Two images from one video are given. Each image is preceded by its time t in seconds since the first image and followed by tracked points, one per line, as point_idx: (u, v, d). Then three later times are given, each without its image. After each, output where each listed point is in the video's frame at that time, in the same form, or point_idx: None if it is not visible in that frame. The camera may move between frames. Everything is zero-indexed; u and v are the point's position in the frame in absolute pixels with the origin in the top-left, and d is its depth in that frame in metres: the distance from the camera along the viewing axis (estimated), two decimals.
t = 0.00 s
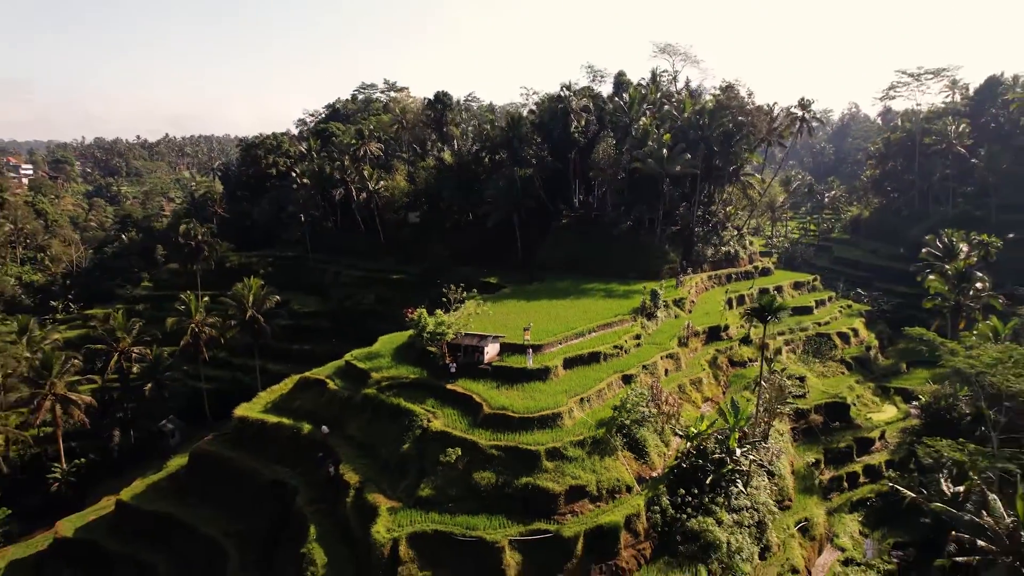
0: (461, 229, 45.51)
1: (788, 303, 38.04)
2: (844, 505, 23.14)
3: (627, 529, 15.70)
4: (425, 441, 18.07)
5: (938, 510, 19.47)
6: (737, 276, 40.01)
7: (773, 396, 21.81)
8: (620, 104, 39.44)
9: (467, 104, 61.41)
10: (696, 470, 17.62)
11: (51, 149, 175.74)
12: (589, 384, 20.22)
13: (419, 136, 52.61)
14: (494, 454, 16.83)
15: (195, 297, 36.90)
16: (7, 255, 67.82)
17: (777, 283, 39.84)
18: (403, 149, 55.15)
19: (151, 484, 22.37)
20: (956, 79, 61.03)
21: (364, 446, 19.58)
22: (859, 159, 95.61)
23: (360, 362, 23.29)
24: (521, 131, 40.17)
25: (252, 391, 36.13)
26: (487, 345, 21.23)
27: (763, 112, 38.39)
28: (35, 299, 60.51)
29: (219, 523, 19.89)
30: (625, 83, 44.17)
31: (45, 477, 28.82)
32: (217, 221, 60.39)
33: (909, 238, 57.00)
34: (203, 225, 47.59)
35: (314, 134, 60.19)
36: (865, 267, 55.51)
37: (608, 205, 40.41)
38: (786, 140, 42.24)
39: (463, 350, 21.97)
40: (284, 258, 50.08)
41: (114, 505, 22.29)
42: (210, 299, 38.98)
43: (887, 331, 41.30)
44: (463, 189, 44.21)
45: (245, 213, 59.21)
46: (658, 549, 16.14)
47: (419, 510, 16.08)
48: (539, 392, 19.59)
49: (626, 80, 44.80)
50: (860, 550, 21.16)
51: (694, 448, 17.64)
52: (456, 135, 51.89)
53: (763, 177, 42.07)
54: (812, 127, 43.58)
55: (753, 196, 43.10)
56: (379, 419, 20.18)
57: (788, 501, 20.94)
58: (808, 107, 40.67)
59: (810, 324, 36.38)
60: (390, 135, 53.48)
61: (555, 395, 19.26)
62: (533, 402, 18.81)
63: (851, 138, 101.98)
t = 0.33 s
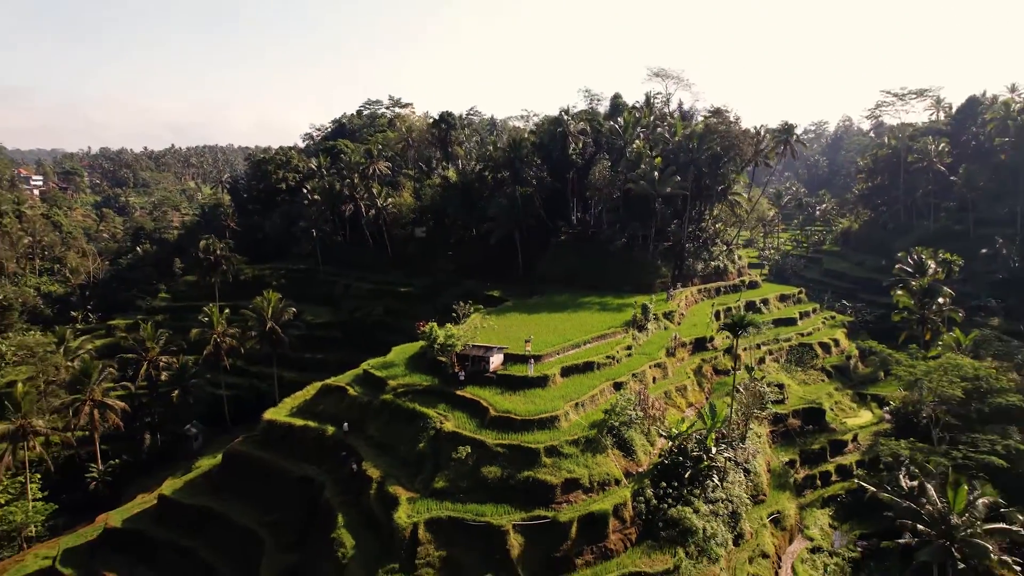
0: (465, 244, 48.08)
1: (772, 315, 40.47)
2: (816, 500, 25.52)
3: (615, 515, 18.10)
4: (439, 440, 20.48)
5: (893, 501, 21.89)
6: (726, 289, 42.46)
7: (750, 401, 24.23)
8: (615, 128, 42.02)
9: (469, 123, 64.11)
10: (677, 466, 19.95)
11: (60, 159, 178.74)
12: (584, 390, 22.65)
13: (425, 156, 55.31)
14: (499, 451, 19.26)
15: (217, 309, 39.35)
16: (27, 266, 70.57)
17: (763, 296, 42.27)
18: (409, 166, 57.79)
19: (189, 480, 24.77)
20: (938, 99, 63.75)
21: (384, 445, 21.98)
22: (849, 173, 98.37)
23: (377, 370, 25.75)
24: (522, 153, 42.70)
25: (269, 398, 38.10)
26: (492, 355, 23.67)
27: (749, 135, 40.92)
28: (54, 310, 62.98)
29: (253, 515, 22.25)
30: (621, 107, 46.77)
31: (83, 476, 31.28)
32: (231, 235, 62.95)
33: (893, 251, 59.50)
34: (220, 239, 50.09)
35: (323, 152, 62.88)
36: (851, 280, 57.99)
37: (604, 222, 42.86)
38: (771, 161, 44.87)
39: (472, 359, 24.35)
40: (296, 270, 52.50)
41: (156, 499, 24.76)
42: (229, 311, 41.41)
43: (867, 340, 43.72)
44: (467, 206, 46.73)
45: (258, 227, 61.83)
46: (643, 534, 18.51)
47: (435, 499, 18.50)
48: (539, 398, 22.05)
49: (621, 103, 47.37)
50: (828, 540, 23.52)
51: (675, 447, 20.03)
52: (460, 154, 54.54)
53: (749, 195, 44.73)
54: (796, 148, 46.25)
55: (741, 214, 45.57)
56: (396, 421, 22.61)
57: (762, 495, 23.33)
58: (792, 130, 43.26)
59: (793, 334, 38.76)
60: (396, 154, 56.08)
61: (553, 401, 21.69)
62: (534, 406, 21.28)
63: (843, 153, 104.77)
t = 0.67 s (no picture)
0: (469, 258, 50.59)
1: (759, 326, 42.88)
2: (792, 497, 27.91)
3: (606, 507, 20.55)
4: (449, 441, 22.88)
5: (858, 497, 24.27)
6: (716, 301, 44.92)
7: (731, 406, 26.64)
8: (611, 149, 44.40)
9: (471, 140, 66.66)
10: (663, 464, 22.22)
11: (66, 169, 181.64)
12: (579, 397, 25.08)
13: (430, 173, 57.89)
14: (504, 450, 21.67)
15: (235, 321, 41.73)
16: (46, 277, 73.20)
17: (751, 308, 44.70)
18: (414, 182, 60.29)
19: (220, 479, 27.16)
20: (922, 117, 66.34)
21: (399, 446, 24.37)
22: (841, 185, 100.85)
23: (391, 378, 28.15)
24: (523, 173, 45.23)
25: (284, 405, 40.36)
26: (497, 365, 26.08)
27: (737, 156, 43.37)
28: (72, 320, 65.48)
29: (280, 509, 24.64)
30: (617, 128, 49.36)
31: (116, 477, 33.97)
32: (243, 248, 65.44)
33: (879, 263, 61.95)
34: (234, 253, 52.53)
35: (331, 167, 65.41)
36: (838, 291, 60.45)
37: (600, 238, 45.36)
38: (759, 180, 47.37)
39: (478, 368, 26.76)
40: (307, 282, 54.90)
41: (190, 496, 27.13)
42: (246, 322, 43.77)
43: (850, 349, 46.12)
44: (470, 222, 49.19)
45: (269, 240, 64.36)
46: (631, 523, 20.91)
47: (447, 492, 20.91)
48: (538, 403, 24.48)
49: (617, 124, 49.80)
50: (802, 532, 25.87)
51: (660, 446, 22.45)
52: (464, 171, 57.09)
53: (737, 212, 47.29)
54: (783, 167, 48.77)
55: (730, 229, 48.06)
56: (409, 425, 25.01)
57: (741, 491, 25.72)
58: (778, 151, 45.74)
59: (779, 343, 41.13)
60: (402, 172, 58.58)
61: (551, 406, 24.12)
62: (534, 410, 23.71)
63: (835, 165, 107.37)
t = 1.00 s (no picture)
0: (473, 272, 53.05)
1: (748, 337, 45.26)
2: (773, 496, 30.24)
3: (599, 502, 22.94)
4: (457, 443, 25.25)
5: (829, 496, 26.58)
6: (707, 313, 47.35)
7: (716, 412, 29.01)
8: (607, 169, 47.09)
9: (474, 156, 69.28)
10: (650, 463, 24.63)
11: (73, 180, 184.34)
12: (576, 403, 27.48)
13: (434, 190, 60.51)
14: (507, 451, 24.05)
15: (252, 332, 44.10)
16: (63, 288, 75.82)
17: (741, 320, 47.10)
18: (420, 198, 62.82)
19: (245, 479, 29.48)
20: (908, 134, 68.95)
21: (411, 448, 26.71)
22: (832, 198, 103.43)
23: (402, 386, 30.52)
24: (525, 191, 47.74)
25: (300, 411, 42.32)
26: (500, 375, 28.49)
27: (726, 177, 45.89)
28: (89, 330, 67.92)
29: (302, 507, 26.98)
30: (613, 148, 51.96)
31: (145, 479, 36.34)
32: (255, 260, 67.88)
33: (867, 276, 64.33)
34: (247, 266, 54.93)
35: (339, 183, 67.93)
36: (827, 303, 62.82)
37: (598, 253, 47.79)
38: (748, 198, 49.89)
39: (483, 377, 29.09)
40: (316, 294, 57.27)
41: (218, 495, 29.45)
42: (262, 332, 46.16)
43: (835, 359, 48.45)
44: (475, 237, 51.66)
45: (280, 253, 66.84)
46: (621, 517, 23.29)
47: (456, 489, 23.27)
48: (538, 409, 26.86)
49: (613, 143, 52.33)
50: (781, 528, 28.11)
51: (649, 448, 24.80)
52: (467, 188, 59.66)
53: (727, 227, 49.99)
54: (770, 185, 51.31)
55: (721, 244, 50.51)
56: (420, 428, 27.37)
57: (724, 489, 28.03)
58: (765, 170, 48.28)
59: (766, 353, 43.50)
60: (408, 188, 61.07)
61: (550, 411, 26.51)
62: (534, 416, 26.11)
63: (828, 179, 109.96)
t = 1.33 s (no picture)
0: (477, 285, 55.56)
1: (738, 347, 47.67)
2: (756, 497, 32.54)
3: (594, 499, 25.32)
4: (465, 446, 27.66)
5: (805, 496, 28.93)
6: (700, 324, 49.80)
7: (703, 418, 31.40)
8: (605, 188, 49.77)
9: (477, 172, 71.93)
10: (642, 465, 27.03)
11: (80, 190, 186.94)
12: (573, 410, 29.89)
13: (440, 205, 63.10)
14: (510, 453, 26.48)
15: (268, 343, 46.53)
16: (80, 298, 78.26)
17: (732, 331, 49.52)
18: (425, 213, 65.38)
19: (268, 480, 31.83)
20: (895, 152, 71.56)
21: (422, 451, 29.12)
22: (826, 210, 105.99)
23: (412, 394, 32.94)
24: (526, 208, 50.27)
25: (313, 418, 44.68)
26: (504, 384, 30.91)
27: (717, 196, 48.46)
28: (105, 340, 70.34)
29: (322, 505, 29.32)
30: (610, 167, 54.57)
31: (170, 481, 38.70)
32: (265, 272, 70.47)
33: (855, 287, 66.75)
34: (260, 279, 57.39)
35: (347, 198, 70.53)
36: (818, 314, 65.20)
37: (595, 268, 50.31)
38: (738, 215, 52.40)
39: (488, 386, 31.50)
40: (326, 305, 59.71)
41: (243, 496, 31.81)
42: (276, 343, 48.57)
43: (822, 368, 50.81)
44: (479, 252, 54.20)
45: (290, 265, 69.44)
46: (614, 513, 25.64)
47: (465, 488, 25.67)
48: (539, 415, 29.28)
49: (611, 163, 54.90)
50: (763, 526, 30.37)
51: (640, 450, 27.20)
52: (471, 204, 62.30)
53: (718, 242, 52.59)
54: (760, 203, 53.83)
55: (713, 258, 53.01)
56: (430, 433, 29.77)
57: (710, 489, 30.36)
58: (755, 189, 50.80)
59: (756, 363, 45.87)
60: (414, 203, 63.65)
61: (550, 418, 28.93)
62: (535, 421, 28.54)
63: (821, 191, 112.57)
